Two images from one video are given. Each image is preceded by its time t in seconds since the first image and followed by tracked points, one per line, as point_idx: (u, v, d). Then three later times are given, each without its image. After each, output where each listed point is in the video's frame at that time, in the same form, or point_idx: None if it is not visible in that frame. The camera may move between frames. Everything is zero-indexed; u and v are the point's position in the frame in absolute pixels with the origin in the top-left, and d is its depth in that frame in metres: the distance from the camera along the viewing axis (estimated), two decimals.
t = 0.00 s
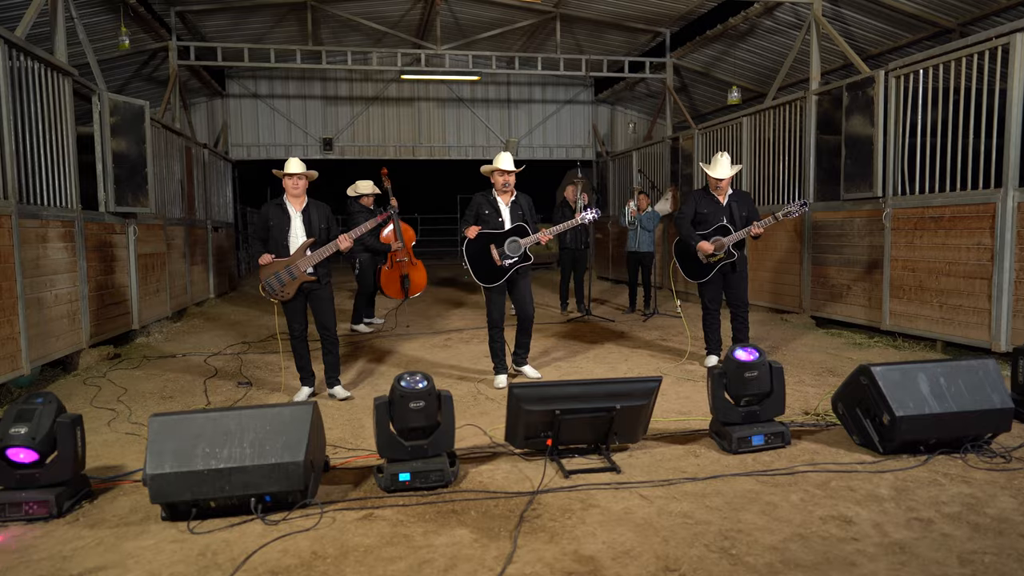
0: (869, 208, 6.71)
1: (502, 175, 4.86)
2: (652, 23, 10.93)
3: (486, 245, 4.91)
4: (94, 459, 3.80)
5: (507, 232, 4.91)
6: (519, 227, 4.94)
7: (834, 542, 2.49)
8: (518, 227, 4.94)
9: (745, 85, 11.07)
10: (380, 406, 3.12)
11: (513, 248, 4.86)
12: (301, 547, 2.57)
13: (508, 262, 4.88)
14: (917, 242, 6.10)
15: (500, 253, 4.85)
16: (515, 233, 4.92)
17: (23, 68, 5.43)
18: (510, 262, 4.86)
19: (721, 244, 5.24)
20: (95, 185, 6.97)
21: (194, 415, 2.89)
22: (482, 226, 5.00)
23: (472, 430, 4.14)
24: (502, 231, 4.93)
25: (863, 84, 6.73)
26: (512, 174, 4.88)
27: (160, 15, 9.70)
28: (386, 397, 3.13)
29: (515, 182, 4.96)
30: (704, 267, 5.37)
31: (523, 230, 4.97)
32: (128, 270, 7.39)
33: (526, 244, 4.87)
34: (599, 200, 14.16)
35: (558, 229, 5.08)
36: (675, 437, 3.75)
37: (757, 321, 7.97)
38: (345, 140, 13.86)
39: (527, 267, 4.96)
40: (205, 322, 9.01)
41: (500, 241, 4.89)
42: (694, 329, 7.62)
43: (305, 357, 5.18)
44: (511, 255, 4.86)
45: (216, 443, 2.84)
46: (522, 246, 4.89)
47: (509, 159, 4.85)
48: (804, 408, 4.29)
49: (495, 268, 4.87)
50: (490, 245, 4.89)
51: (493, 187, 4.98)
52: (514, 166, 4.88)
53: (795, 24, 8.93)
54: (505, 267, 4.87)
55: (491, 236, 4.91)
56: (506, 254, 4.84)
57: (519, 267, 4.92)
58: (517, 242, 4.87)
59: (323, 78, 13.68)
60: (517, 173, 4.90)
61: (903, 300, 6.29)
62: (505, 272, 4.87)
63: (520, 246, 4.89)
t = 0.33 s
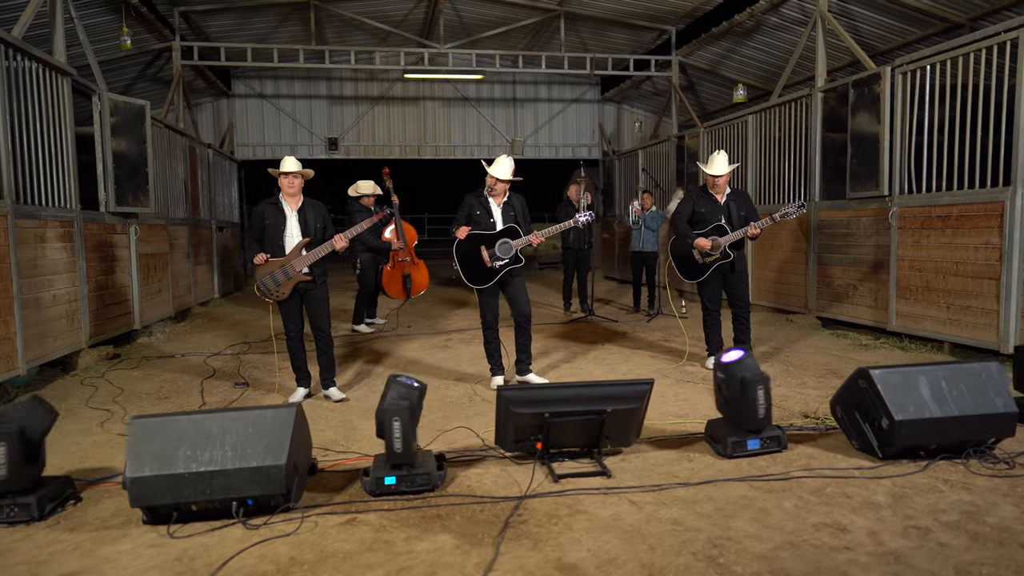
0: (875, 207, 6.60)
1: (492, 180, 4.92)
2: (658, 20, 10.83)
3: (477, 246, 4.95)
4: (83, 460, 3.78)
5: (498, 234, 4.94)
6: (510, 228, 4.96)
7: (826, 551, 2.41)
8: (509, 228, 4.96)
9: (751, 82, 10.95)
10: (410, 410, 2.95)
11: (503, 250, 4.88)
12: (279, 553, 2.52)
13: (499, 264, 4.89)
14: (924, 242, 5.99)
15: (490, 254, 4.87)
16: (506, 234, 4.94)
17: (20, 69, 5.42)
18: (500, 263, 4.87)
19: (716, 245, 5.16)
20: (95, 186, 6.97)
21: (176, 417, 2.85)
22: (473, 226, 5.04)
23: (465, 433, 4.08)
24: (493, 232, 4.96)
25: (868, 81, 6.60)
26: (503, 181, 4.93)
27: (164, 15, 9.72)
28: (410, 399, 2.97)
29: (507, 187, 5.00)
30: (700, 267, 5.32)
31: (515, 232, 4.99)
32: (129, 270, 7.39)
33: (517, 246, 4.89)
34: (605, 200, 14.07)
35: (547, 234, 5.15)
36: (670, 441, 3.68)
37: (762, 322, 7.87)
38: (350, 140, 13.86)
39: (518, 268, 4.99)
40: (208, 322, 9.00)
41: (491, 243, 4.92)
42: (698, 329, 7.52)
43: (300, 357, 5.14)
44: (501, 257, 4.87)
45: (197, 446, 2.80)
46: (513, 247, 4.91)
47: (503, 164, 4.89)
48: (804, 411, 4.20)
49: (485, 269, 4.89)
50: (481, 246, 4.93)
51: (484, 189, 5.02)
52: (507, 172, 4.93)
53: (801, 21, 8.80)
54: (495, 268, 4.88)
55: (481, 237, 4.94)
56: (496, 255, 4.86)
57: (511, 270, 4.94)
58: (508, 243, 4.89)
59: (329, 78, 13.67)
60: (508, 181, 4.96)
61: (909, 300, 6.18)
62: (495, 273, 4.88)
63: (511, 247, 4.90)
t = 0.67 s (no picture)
0: (888, 206, 6.47)
1: (499, 180, 4.83)
2: (669, 18, 10.74)
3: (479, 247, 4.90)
4: (81, 459, 3.79)
5: (500, 235, 4.89)
6: (513, 229, 4.91)
7: (821, 560, 2.34)
8: (512, 229, 4.92)
9: (764, 80, 10.81)
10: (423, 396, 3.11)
11: (505, 251, 4.84)
12: (263, 555, 2.50)
13: (500, 265, 4.86)
14: (937, 241, 5.86)
15: (492, 255, 4.84)
16: (508, 235, 4.90)
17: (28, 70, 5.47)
18: (502, 264, 4.84)
19: (720, 245, 5.11)
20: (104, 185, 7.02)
21: (166, 417, 2.84)
22: (475, 226, 5.00)
23: (463, 433, 4.05)
24: (495, 233, 4.91)
25: (881, 78, 6.48)
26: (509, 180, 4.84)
27: (175, 16, 9.78)
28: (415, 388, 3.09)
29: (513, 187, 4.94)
30: (703, 267, 5.22)
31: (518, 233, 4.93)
32: (138, 269, 7.43)
33: (519, 248, 4.85)
34: (617, 199, 13.97)
35: (549, 236, 5.11)
36: (669, 444, 3.62)
37: (772, 322, 7.75)
38: (362, 140, 13.88)
39: (521, 269, 4.94)
40: (217, 321, 9.05)
41: (493, 243, 4.88)
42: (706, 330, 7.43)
43: (302, 356, 5.13)
44: (502, 258, 4.83)
45: (186, 446, 2.78)
46: (515, 249, 4.87)
47: (506, 164, 4.78)
48: (809, 414, 4.11)
49: (486, 270, 4.86)
50: (482, 246, 4.88)
51: (490, 190, 4.96)
52: (511, 171, 4.81)
53: (813, 17, 8.65)
54: (496, 270, 4.85)
55: (483, 238, 4.89)
56: (498, 256, 4.82)
57: (513, 271, 4.90)
58: (510, 244, 4.85)
59: (340, 78, 13.70)
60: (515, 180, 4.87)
61: (922, 301, 6.05)
62: (496, 274, 4.84)
63: (513, 248, 4.86)
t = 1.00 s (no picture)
0: (899, 206, 6.37)
1: (502, 179, 4.80)
2: (679, 17, 10.66)
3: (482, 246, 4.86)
4: (79, 457, 3.79)
5: (505, 234, 4.84)
6: (517, 229, 4.84)
7: (817, 568, 2.28)
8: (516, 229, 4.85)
9: (775, 79, 10.69)
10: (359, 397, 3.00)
11: (508, 251, 4.81)
12: (251, 557, 2.48)
13: (503, 265, 4.82)
14: (949, 242, 5.75)
15: (495, 255, 4.80)
16: (512, 235, 4.85)
17: (34, 70, 5.50)
18: (504, 265, 4.80)
19: (725, 244, 5.04)
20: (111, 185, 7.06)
21: (158, 417, 2.82)
22: (479, 225, 4.96)
23: (461, 435, 4.01)
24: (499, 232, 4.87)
25: (892, 75, 6.38)
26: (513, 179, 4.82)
27: (185, 17, 9.84)
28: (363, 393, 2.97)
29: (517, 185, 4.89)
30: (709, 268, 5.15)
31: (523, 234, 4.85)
32: (146, 269, 7.46)
33: (523, 248, 4.79)
34: (627, 199, 13.87)
35: (555, 236, 5.06)
36: (669, 447, 3.56)
37: (781, 323, 7.65)
38: (371, 140, 13.89)
39: (523, 269, 4.90)
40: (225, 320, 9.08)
41: (496, 243, 4.83)
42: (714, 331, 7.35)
43: (304, 356, 5.12)
44: (505, 259, 4.80)
45: (177, 446, 2.77)
46: (518, 249, 4.82)
47: (510, 164, 4.75)
48: (813, 417, 4.04)
49: (489, 270, 4.82)
50: (485, 246, 4.84)
51: (495, 189, 4.93)
52: (516, 171, 4.79)
53: (824, 14, 8.54)
54: (499, 270, 4.81)
55: (487, 237, 4.85)
56: (501, 256, 4.80)
57: (515, 271, 4.86)
58: (513, 244, 4.81)
59: (350, 78, 13.73)
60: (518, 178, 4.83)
61: (934, 302, 5.94)
62: (499, 274, 4.81)
63: (516, 248, 4.82)
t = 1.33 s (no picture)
0: (910, 205, 6.24)
1: (507, 171, 4.72)
2: (687, 14, 10.55)
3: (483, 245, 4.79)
4: (72, 457, 3.75)
5: (506, 232, 4.76)
6: (518, 228, 4.74)
7: None
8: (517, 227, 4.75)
9: (785, 77, 10.55)
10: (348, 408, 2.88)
11: (508, 250, 4.72)
12: (235, 562, 2.42)
13: (503, 264, 4.74)
14: (961, 242, 5.62)
15: (495, 254, 4.72)
16: (513, 234, 4.76)
17: (35, 68, 5.49)
18: (506, 263, 4.71)
19: (731, 244, 4.93)
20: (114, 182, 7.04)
21: (145, 417, 2.77)
22: (481, 223, 4.88)
23: (459, 436, 3.94)
24: (501, 230, 4.79)
25: (903, 72, 6.26)
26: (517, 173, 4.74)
27: (191, 16, 9.84)
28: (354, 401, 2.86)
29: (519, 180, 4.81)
30: (715, 268, 5.05)
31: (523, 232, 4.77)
32: (149, 267, 7.44)
33: (524, 247, 4.71)
34: (635, 198, 13.77)
35: (558, 235, 4.97)
36: (669, 451, 3.47)
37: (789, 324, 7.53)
38: (378, 139, 13.85)
39: (524, 269, 4.82)
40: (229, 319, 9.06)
41: (496, 241, 4.75)
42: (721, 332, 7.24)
43: (303, 356, 5.06)
44: (506, 258, 4.71)
45: (164, 447, 2.71)
46: (519, 248, 4.73)
47: (516, 156, 4.68)
48: (819, 421, 3.94)
49: (489, 269, 4.75)
50: (486, 244, 4.76)
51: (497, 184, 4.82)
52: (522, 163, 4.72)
53: (835, 11, 8.41)
54: (500, 268, 4.73)
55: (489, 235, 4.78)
56: (501, 255, 4.72)
57: (516, 270, 4.77)
58: (514, 243, 4.72)
59: (357, 77, 13.69)
60: (522, 171, 4.74)
61: (945, 303, 5.81)
62: (500, 273, 4.73)
63: (517, 248, 4.73)
